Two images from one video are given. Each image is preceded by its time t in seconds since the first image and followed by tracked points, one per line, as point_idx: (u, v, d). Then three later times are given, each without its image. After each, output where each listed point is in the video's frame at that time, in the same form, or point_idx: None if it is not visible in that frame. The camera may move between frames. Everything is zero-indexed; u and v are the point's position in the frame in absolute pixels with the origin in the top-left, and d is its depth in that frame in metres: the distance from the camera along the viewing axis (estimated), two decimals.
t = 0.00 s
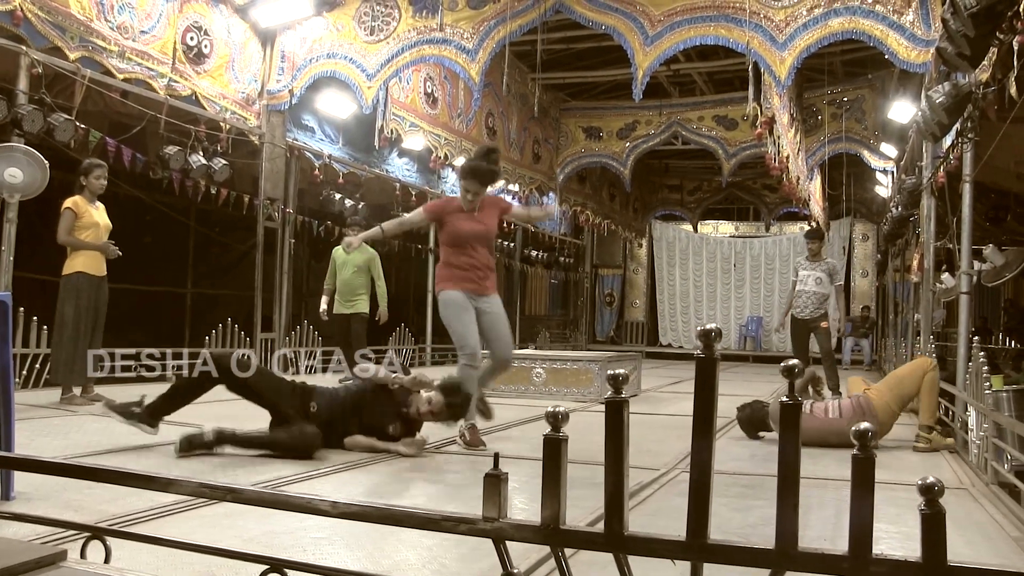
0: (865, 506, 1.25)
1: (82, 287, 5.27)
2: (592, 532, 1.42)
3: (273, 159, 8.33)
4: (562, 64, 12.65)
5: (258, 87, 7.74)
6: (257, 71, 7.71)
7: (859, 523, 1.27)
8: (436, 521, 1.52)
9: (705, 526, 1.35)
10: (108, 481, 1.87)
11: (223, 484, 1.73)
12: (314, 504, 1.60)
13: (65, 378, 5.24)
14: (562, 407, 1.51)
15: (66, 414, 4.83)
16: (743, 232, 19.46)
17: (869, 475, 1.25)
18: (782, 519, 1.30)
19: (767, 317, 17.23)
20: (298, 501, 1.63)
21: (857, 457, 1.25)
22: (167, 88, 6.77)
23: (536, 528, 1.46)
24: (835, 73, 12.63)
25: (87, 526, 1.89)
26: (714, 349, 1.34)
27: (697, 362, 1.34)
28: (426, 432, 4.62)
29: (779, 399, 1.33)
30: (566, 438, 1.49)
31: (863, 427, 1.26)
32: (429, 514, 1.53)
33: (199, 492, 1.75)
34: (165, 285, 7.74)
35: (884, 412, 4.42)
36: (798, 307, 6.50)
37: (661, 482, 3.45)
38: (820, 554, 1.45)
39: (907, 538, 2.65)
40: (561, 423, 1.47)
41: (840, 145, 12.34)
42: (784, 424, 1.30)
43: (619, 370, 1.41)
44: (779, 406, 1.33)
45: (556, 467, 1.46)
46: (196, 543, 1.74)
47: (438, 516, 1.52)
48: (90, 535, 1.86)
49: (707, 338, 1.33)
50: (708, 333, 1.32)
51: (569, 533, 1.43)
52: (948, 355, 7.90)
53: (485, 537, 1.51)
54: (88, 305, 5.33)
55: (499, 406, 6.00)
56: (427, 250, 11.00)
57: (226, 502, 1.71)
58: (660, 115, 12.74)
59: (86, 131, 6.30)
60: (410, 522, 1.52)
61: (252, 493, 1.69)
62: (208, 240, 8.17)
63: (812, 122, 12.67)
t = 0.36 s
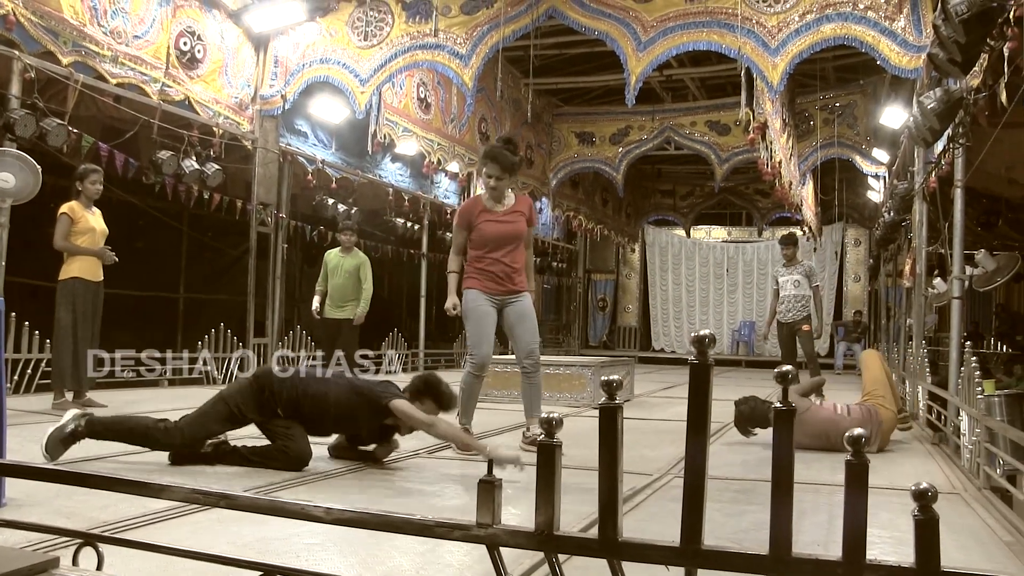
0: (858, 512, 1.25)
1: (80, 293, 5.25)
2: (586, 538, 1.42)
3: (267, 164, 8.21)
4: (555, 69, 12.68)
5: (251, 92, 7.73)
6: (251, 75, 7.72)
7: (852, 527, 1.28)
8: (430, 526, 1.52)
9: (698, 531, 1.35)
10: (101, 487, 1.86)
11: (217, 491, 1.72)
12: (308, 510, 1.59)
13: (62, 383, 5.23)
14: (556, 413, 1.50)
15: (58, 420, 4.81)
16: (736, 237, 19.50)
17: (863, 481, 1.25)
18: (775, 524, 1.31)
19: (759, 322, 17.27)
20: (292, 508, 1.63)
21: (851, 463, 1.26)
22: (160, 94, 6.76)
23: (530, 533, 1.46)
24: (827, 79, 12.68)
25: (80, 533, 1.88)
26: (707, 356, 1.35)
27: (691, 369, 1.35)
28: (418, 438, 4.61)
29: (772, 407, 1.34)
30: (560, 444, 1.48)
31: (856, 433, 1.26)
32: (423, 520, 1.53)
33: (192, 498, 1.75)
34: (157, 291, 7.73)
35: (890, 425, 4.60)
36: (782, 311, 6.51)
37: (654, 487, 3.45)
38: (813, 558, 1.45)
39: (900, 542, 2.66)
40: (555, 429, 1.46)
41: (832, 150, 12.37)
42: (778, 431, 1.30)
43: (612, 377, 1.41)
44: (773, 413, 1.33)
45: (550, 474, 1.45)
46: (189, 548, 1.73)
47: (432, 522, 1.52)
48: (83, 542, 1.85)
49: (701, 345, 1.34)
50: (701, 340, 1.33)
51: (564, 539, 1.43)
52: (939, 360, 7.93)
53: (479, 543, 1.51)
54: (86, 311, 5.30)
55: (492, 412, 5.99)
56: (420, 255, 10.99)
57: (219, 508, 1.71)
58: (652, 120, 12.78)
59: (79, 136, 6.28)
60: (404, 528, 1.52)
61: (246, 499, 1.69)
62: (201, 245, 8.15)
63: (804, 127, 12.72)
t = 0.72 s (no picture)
0: (851, 515, 1.24)
1: (75, 296, 5.23)
2: (580, 542, 1.40)
3: (261, 167, 8.03)
4: (550, 74, 12.71)
5: (245, 96, 7.78)
6: (245, 80, 7.76)
7: (847, 532, 1.27)
8: (424, 530, 1.50)
9: (692, 536, 1.34)
10: (94, 491, 1.85)
11: (210, 494, 1.71)
12: (301, 514, 1.58)
13: (57, 387, 5.22)
14: (550, 416, 1.46)
15: (52, 423, 4.79)
16: (730, 241, 19.54)
17: (856, 486, 1.24)
18: (770, 529, 1.29)
19: (754, 326, 17.30)
20: (285, 511, 1.61)
21: (845, 469, 1.24)
22: (155, 98, 6.78)
23: (524, 537, 1.44)
24: (821, 84, 12.73)
25: (73, 537, 1.87)
26: (701, 360, 1.33)
27: (685, 373, 1.34)
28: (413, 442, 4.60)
29: (766, 411, 1.32)
30: (554, 448, 1.46)
31: (850, 437, 1.25)
32: (416, 524, 1.51)
33: (186, 502, 1.73)
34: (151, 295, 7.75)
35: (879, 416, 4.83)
36: (777, 314, 6.55)
37: (649, 492, 3.44)
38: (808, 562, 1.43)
39: (894, 547, 2.65)
40: (549, 434, 1.43)
41: (826, 154, 12.34)
42: (771, 437, 1.29)
43: (607, 380, 1.40)
44: (767, 417, 1.31)
45: (544, 477, 1.43)
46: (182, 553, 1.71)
47: (426, 526, 1.50)
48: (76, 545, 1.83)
49: (696, 350, 1.32)
50: (695, 344, 1.31)
51: (557, 543, 1.41)
52: (931, 364, 7.94)
53: (473, 547, 1.49)
54: (81, 315, 5.28)
55: (486, 416, 5.99)
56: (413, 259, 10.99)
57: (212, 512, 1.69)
58: (646, 125, 12.84)
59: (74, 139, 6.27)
60: (397, 532, 1.50)
61: (239, 503, 1.67)
62: (196, 249, 8.14)
63: (798, 132, 12.76)
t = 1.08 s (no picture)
0: (846, 513, 1.24)
1: (67, 299, 5.20)
2: (575, 541, 1.39)
3: (256, 167, 8.14)
4: (546, 73, 12.72)
5: (240, 96, 7.80)
6: (240, 79, 7.77)
7: (843, 531, 1.26)
8: (419, 529, 1.50)
9: (687, 534, 1.33)
10: (90, 490, 1.84)
11: (206, 493, 1.70)
12: (298, 513, 1.57)
13: (54, 386, 5.21)
14: (545, 415, 1.45)
15: (48, 423, 4.78)
16: (726, 240, 19.56)
17: (852, 484, 1.23)
18: (765, 528, 1.29)
19: (749, 326, 17.34)
20: (282, 511, 1.60)
21: (841, 467, 1.24)
22: (150, 97, 6.76)
23: (520, 536, 1.43)
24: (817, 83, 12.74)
25: (69, 536, 1.86)
26: (698, 358, 1.33)
27: (681, 372, 1.33)
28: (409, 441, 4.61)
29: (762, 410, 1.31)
30: (550, 447, 1.45)
31: (846, 436, 1.25)
32: (412, 523, 1.50)
33: (182, 501, 1.72)
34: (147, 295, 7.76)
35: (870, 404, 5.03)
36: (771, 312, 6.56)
37: (645, 490, 3.44)
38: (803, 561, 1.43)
39: (889, 545, 2.66)
40: (545, 432, 1.42)
41: (822, 153, 12.46)
42: (767, 436, 1.28)
43: (603, 380, 1.39)
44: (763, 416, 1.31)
45: (540, 476, 1.42)
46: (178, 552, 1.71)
47: (422, 524, 1.49)
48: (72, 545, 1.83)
49: (691, 348, 1.32)
50: (692, 343, 1.31)
51: (553, 542, 1.40)
52: (926, 362, 7.95)
53: (468, 546, 1.48)
54: (75, 317, 5.26)
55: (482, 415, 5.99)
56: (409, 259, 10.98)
57: (208, 511, 1.68)
58: (642, 123, 12.80)
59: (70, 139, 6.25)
60: (392, 531, 1.49)
61: (235, 502, 1.66)
62: (191, 248, 8.12)
63: (794, 131, 12.78)
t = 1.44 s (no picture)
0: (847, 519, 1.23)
1: (67, 296, 5.22)
2: (574, 545, 1.39)
3: (256, 168, 8.13)
4: (547, 76, 12.74)
5: (241, 96, 7.81)
6: (241, 79, 7.79)
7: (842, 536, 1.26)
8: (418, 532, 1.49)
9: (686, 539, 1.33)
10: (89, 491, 1.84)
11: (205, 495, 1.69)
12: (296, 515, 1.57)
13: (56, 386, 5.20)
14: (546, 418, 1.45)
15: (47, 422, 4.77)
16: (726, 244, 19.57)
17: (853, 489, 1.23)
18: (765, 533, 1.28)
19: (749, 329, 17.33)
20: (280, 512, 1.60)
21: (840, 473, 1.23)
22: (151, 97, 6.77)
23: (518, 540, 1.42)
24: (817, 87, 12.75)
25: (68, 536, 1.86)
26: (698, 363, 1.33)
27: (681, 376, 1.33)
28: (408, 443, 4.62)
29: (763, 415, 1.30)
30: (549, 450, 1.45)
31: (846, 441, 1.25)
32: (410, 526, 1.50)
33: (181, 502, 1.72)
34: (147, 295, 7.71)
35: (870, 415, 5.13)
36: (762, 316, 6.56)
37: (644, 494, 3.44)
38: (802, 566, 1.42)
39: (889, 551, 2.65)
40: (544, 436, 1.42)
41: (823, 157, 12.48)
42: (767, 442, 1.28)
43: (603, 384, 1.38)
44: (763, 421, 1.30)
45: (539, 479, 1.42)
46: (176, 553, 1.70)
47: (420, 528, 1.49)
48: (71, 545, 1.82)
49: (691, 353, 1.32)
50: (692, 347, 1.32)
51: (552, 545, 1.40)
52: (927, 368, 7.94)
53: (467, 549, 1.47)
54: (73, 314, 5.27)
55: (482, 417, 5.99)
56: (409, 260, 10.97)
57: (207, 513, 1.67)
58: (643, 126, 12.79)
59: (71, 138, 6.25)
60: (391, 534, 1.49)
61: (233, 503, 1.65)
62: (191, 248, 8.08)
63: (794, 134, 12.79)
